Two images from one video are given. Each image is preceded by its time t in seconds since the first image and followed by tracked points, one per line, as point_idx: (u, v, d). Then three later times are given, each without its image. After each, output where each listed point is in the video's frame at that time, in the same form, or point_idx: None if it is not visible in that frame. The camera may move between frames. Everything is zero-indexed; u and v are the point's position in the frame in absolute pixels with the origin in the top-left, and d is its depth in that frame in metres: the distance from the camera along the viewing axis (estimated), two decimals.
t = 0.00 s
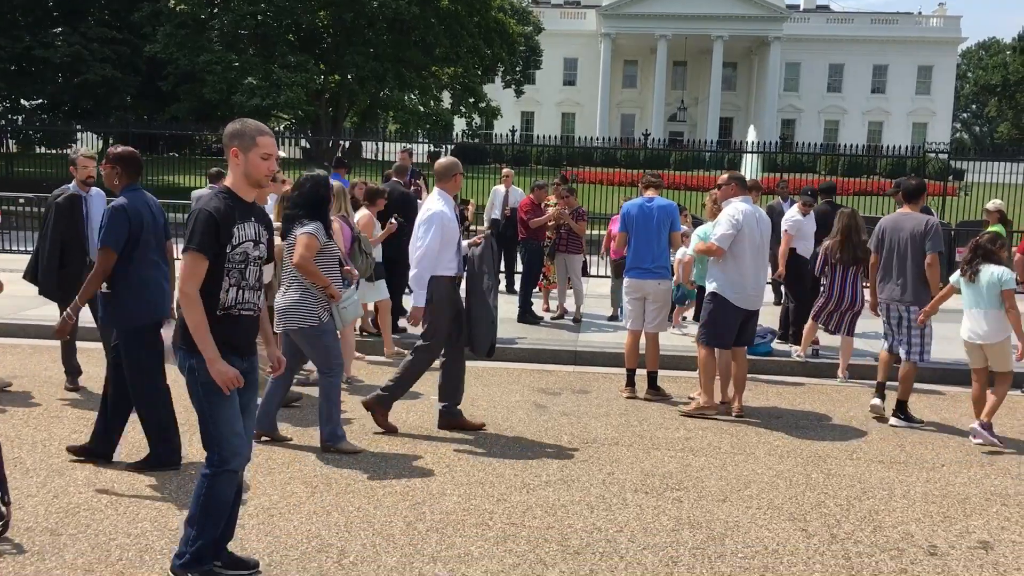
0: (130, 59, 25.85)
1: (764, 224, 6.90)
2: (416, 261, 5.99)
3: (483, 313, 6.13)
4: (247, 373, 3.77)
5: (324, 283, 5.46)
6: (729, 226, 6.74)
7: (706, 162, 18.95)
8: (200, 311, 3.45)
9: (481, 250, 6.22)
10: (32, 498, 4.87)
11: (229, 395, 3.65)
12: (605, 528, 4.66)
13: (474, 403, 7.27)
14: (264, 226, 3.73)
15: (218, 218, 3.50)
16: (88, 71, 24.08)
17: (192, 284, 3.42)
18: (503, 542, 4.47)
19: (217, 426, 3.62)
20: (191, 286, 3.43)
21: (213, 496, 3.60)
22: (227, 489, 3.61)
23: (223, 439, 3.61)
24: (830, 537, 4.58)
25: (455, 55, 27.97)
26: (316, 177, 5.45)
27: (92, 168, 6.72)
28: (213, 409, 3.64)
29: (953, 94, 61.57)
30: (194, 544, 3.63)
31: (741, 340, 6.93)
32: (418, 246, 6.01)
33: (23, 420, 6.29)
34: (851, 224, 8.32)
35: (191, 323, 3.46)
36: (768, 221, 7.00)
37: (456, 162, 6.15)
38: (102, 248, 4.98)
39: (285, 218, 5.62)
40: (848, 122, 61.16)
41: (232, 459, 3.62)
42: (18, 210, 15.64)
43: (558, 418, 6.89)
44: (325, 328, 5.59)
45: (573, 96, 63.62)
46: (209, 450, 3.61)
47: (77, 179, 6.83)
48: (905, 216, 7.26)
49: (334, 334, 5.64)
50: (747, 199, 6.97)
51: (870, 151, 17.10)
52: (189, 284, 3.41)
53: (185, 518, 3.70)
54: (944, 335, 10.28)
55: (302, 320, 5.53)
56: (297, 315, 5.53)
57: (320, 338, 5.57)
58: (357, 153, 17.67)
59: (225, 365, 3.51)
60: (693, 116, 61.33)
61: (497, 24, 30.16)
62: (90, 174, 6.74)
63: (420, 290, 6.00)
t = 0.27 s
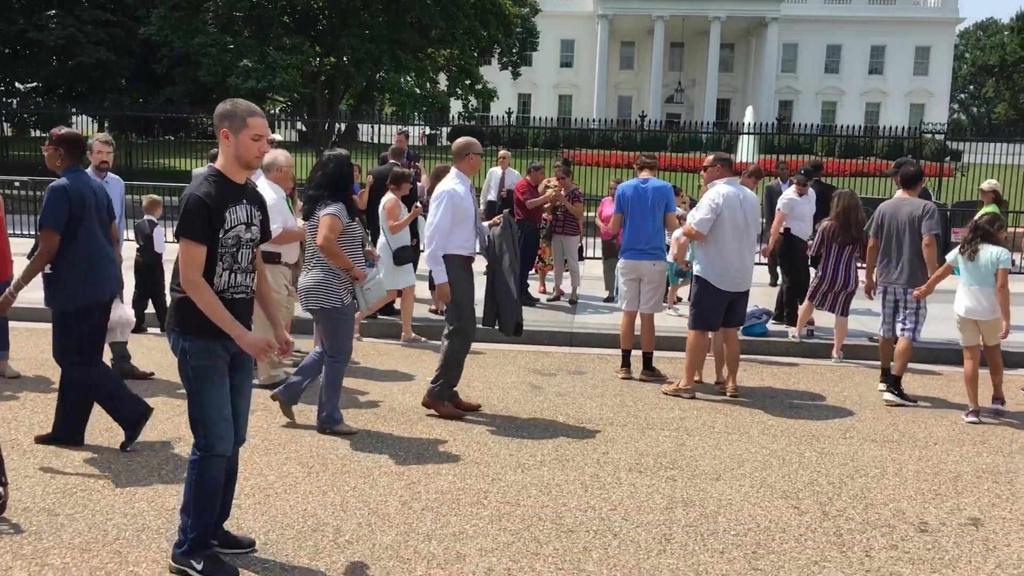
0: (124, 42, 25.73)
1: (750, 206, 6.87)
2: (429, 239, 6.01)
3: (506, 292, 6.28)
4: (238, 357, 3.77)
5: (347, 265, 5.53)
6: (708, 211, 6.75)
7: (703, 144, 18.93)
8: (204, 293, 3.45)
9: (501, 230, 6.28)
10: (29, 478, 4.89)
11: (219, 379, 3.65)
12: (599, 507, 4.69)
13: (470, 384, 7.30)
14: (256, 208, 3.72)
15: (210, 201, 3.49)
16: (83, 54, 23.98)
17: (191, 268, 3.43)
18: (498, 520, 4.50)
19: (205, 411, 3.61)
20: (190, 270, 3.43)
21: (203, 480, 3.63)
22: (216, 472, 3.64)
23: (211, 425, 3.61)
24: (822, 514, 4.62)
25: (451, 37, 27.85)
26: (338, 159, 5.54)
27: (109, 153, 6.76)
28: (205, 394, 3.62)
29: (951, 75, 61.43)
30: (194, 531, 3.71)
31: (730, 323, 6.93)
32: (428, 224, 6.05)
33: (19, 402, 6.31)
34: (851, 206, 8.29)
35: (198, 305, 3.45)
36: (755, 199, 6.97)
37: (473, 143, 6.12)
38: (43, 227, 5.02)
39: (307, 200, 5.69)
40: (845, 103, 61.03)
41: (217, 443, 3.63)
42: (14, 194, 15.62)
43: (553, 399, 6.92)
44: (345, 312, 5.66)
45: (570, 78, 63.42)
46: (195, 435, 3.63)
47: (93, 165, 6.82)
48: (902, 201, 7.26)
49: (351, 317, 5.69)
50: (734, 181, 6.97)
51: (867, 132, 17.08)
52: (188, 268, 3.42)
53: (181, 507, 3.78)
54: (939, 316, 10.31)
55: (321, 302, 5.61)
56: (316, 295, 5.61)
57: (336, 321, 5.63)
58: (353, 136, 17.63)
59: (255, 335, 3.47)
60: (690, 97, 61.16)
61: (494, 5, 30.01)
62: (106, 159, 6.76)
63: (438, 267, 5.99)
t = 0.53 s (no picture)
0: (128, 36, 25.77)
1: (732, 195, 6.81)
2: (452, 235, 5.98)
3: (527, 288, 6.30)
4: (235, 352, 3.79)
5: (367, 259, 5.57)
6: (686, 204, 6.77)
7: (708, 135, 18.87)
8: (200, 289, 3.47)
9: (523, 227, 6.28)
10: (31, 471, 4.93)
11: (214, 375, 3.66)
12: (597, 497, 4.71)
13: (471, 376, 7.32)
14: (250, 203, 3.72)
15: (201, 198, 3.52)
16: (86, 48, 24.03)
17: (186, 266, 3.45)
18: (496, 511, 4.52)
19: (201, 406, 3.63)
20: (187, 268, 3.46)
21: (200, 475, 3.65)
22: (213, 465, 3.65)
23: (204, 420, 3.63)
24: (819, 504, 4.63)
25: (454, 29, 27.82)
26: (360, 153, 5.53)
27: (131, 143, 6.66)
28: (199, 389, 3.64)
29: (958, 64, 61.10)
30: (191, 525, 3.76)
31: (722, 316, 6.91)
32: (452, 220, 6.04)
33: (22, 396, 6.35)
34: (854, 196, 8.25)
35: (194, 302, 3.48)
36: (742, 188, 6.88)
37: (497, 135, 6.09)
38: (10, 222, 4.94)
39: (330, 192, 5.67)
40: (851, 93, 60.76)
41: (213, 437, 3.64)
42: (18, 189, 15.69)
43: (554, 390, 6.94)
44: (360, 306, 5.66)
45: (575, 70, 63.28)
46: (192, 430, 3.65)
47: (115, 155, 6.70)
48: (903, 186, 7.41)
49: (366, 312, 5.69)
50: (719, 171, 6.90)
51: (872, 122, 17.00)
52: (183, 266, 3.45)
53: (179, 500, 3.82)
54: (943, 306, 10.29)
55: (334, 295, 5.60)
56: (329, 289, 5.59)
57: (348, 313, 5.64)
58: (356, 129, 17.64)
59: (250, 333, 3.51)
60: (695, 88, 60.98)
61: None
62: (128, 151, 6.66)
63: (462, 261, 5.96)
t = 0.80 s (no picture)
0: (135, 47, 25.95)
1: (714, 202, 6.77)
2: (487, 253, 5.97)
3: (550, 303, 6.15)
4: (234, 363, 3.81)
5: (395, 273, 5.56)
6: (668, 214, 6.80)
7: (713, 143, 18.87)
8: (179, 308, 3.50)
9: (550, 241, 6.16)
10: (34, 479, 4.97)
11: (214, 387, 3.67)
12: (596, 505, 4.72)
13: (474, 384, 7.33)
14: (247, 214, 3.74)
15: (195, 212, 3.54)
16: (94, 59, 24.20)
17: (169, 282, 3.48)
18: (495, 518, 4.53)
19: (201, 417, 3.63)
20: (169, 285, 3.49)
21: (201, 485, 3.66)
22: (214, 475, 3.67)
23: (205, 431, 3.64)
24: (819, 511, 4.64)
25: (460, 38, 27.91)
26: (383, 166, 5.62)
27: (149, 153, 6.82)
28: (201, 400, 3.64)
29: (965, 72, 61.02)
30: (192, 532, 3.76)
31: (715, 324, 6.86)
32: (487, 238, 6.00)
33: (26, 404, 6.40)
34: (855, 203, 8.24)
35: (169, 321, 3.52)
36: (734, 197, 6.82)
37: (529, 150, 6.05)
38: None
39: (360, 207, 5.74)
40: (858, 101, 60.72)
41: (214, 448, 3.66)
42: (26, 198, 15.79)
43: (556, 398, 6.95)
44: (388, 318, 5.64)
45: (581, 78, 63.41)
46: (191, 440, 3.66)
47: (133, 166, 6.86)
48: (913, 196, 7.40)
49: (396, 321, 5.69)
50: (702, 179, 6.93)
51: (878, 130, 16.97)
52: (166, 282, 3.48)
53: (179, 508, 3.83)
54: (947, 313, 10.28)
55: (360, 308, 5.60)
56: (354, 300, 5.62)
57: (371, 324, 5.62)
58: (362, 138, 17.71)
59: (202, 367, 3.53)
60: (702, 97, 61.03)
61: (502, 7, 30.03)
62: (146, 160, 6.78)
63: (489, 280, 5.99)
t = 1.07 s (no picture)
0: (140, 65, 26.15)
1: (707, 221, 6.78)
2: (533, 272, 5.93)
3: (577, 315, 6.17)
4: (232, 381, 3.83)
5: (434, 286, 5.67)
6: (661, 234, 6.89)
7: (716, 162, 18.91)
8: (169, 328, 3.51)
9: (578, 254, 6.14)
10: (33, 495, 4.97)
11: (212, 405, 3.68)
12: (594, 523, 4.71)
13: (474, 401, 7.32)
14: (246, 234, 3.77)
15: (194, 232, 3.56)
16: (99, 76, 24.38)
17: (158, 301, 3.49)
18: (493, 536, 4.53)
19: (199, 436, 3.64)
20: (160, 305, 3.50)
21: (198, 503, 3.66)
22: (212, 494, 3.67)
23: (203, 449, 3.64)
24: (817, 530, 4.63)
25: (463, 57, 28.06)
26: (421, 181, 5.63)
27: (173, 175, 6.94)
28: (199, 418, 3.65)
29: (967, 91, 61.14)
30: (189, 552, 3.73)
31: (713, 341, 6.84)
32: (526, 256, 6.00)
33: (26, 420, 6.41)
34: (855, 221, 8.29)
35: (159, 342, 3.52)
36: (727, 215, 6.81)
37: (555, 162, 6.15)
38: None
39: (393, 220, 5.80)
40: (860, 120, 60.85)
41: (213, 466, 3.66)
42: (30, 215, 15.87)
43: (556, 416, 6.95)
44: (423, 330, 5.68)
45: (584, 96, 63.69)
46: (190, 459, 3.66)
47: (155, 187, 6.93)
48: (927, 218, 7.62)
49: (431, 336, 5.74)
50: (697, 197, 6.95)
51: (880, 149, 16.99)
52: (157, 302, 3.48)
53: (178, 527, 3.82)
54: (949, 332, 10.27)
55: (398, 321, 5.66)
56: (393, 313, 5.67)
57: (416, 339, 5.67)
58: (365, 156, 17.78)
59: (191, 387, 3.53)
60: (704, 115, 61.23)
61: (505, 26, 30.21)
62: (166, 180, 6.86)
63: (540, 299, 5.91)
